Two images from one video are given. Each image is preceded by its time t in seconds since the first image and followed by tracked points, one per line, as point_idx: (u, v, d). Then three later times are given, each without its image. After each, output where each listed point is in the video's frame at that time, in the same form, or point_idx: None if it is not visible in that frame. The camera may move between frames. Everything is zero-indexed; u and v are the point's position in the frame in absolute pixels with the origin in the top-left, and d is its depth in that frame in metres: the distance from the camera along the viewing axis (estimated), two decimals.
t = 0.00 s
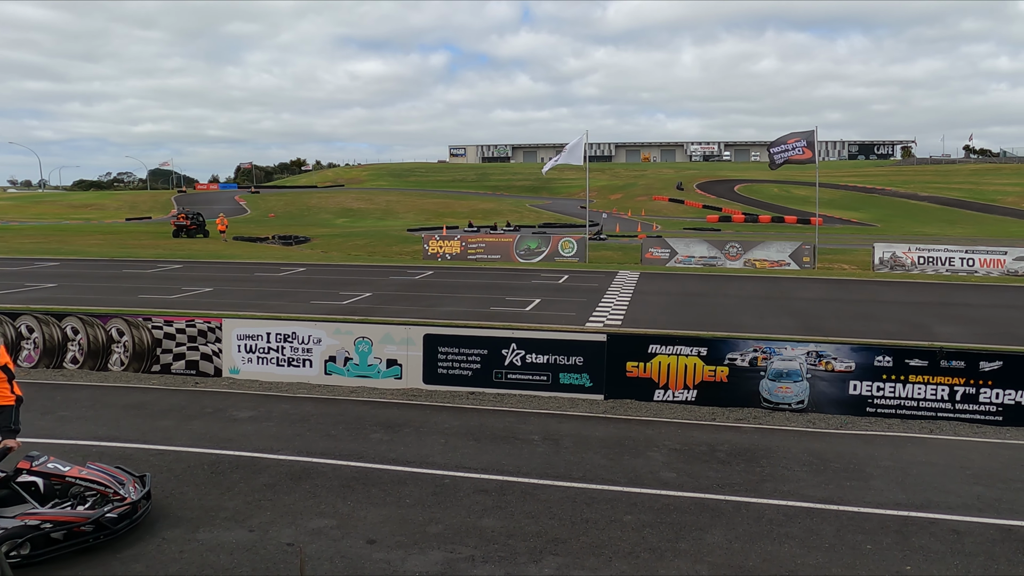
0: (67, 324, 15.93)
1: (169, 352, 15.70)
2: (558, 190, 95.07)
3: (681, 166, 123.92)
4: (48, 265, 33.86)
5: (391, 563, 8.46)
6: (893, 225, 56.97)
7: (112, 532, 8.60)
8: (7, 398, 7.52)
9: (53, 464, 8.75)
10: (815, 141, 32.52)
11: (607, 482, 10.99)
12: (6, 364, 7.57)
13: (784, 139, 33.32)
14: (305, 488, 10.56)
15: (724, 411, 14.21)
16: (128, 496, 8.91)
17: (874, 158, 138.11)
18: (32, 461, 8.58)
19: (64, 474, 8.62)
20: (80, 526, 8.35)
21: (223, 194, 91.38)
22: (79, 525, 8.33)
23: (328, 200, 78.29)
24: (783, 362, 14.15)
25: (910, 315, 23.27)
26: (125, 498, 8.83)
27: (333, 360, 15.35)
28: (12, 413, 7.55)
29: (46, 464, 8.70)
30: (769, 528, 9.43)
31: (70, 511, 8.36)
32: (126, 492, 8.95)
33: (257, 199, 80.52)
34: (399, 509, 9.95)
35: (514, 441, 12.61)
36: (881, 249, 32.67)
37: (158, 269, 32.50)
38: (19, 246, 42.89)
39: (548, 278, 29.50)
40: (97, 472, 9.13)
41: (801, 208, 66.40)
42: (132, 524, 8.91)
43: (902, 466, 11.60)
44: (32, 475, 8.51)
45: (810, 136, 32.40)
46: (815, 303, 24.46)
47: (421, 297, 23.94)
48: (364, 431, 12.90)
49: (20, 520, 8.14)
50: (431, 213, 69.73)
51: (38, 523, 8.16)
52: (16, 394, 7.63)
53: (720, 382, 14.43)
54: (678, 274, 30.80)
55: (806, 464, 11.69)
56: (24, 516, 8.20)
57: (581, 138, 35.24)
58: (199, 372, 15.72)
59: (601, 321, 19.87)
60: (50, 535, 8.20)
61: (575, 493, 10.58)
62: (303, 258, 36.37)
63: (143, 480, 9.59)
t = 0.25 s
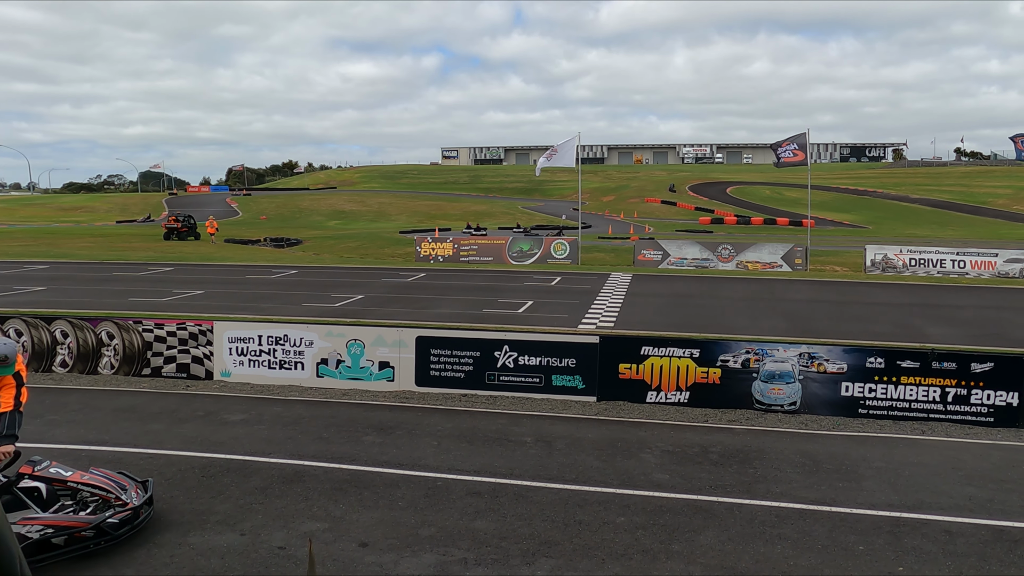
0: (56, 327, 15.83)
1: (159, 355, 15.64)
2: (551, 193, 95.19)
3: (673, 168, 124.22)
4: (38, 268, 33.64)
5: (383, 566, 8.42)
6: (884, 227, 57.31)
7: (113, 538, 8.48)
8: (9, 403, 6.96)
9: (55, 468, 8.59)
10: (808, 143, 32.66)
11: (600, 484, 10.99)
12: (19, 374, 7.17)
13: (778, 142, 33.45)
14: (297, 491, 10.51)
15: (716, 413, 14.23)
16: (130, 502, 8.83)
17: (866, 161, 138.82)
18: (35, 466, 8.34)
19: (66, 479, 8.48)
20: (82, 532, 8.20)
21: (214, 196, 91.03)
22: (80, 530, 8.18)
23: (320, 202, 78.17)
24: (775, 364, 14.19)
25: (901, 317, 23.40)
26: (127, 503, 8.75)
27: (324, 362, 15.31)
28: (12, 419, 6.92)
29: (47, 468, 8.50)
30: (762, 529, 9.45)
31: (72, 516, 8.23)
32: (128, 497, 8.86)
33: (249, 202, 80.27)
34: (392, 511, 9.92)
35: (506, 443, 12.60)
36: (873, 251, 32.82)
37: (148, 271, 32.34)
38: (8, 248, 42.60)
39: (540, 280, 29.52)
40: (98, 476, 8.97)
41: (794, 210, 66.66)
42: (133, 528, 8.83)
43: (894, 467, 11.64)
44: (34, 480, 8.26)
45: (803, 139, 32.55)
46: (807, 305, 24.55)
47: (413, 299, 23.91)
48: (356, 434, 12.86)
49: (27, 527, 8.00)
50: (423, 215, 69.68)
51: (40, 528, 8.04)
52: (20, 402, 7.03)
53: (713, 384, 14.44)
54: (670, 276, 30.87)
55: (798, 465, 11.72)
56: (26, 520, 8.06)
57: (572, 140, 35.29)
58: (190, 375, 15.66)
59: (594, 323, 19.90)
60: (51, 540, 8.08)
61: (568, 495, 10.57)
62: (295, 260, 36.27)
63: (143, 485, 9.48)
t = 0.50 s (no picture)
0: (56, 331, 15.85)
1: (158, 358, 15.65)
2: (548, 195, 95.32)
3: (670, 170, 124.46)
4: (36, 271, 33.68)
5: (380, 569, 8.41)
6: (881, 229, 57.36)
7: (137, 549, 7.92)
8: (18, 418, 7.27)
9: (86, 474, 8.07)
10: (804, 145, 32.75)
11: (597, 486, 10.99)
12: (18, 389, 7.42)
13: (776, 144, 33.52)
14: (295, 494, 10.49)
15: (714, 415, 14.23)
16: (157, 510, 8.22)
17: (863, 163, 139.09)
18: (65, 472, 7.86)
19: (93, 487, 7.93)
20: (105, 541, 7.72)
21: (212, 199, 91.05)
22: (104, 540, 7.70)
23: (317, 205, 78.25)
24: (772, 366, 14.21)
25: (898, 318, 23.43)
26: (153, 512, 8.12)
27: (322, 365, 15.30)
28: (24, 431, 7.24)
29: (78, 474, 8.00)
30: (760, 531, 9.45)
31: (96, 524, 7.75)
32: (155, 506, 8.24)
33: (247, 204, 80.34)
34: (389, 514, 9.90)
35: (504, 446, 12.59)
36: (870, 253, 32.88)
37: (147, 274, 32.39)
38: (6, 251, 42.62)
39: (538, 282, 29.56)
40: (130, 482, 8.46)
41: (791, 212, 66.77)
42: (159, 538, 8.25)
43: (892, 468, 11.66)
44: (64, 487, 7.83)
45: (799, 141, 32.63)
46: (804, 307, 24.60)
47: (410, 301, 23.93)
48: (353, 436, 12.85)
49: (49, 535, 7.62)
50: (421, 218, 69.76)
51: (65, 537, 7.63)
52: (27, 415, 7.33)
53: (710, 386, 14.45)
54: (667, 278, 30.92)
55: (796, 467, 11.73)
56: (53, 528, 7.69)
57: (569, 142, 35.36)
58: (188, 378, 15.66)
59: (591, 325, 19.92)
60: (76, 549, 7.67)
61: (566, 497, 10.57)
62: (292, 262, 36.30)
63: (173, 493, 8.98)
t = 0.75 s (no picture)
0: (56, 330, 15.86)
1: (157, 358, 15.65)
2: (546, 194, 95.40)
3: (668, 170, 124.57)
4: (35, 271, 33.67)
5: (380, 568, 8.42)
6: (879, 228, 57.42)
7: (158, 558, 7.54)
8: (41, 422, 7.14)
9: (115, 479, 7.79)
10: (802, 144, 32.79)
11: (596, 485, 11.00)
12: (35, 395, 7.27)
13: (774, 141, 33.55)
14: (294, 494, 10.50)
15: (712, 414, 14.26)
16: (181, 519, 7.88)
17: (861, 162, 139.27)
18: (93, 476, 7.57)
19: (120, 492, 7.64)
20: (126, 550, 7.36)
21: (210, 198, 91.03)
22: (124, 549, 7.34)
23: (316, 204, 78.26)
24: (770, 365, 14.23)
25: (896, 317, 23.47)
26: (177, 520, 7.78)
27: (320, 364, 15.32)
28: (51, 434, 7.13)
29: (107, 478, 7.73)
30: (759, 530, 9.47)
31: (117, 532, 7.39)
32: (180, 514, 7.90)
33: (246, 204, 80.34)
34: (389, 514, 9.92)
35: (502, 445, 12.61)
36: (868, 252, 32.94)
37: (145, 274, 32.39)
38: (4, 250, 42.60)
39: (536, 281, 29.59)
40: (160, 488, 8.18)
41: (789, 211, 66.84)
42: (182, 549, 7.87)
43: (891, 467, 11.68)
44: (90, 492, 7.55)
45: (797, 140, 32.69)
46: (802, 306, 24.64)
47: (408, 301, 23.95)
48: (352, 436, 12.86)
49: (72, 542, 7.28)
50: (418, 217, 69.71)
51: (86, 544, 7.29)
52: (50, 419, 7.20)
53: (708, 385, 14.47)
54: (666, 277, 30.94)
55: (794, 466, 11.76)
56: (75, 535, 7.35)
57: (567, 141, 35.36)
58: (187, 377, 15.67)
59: (589, 324, 19.95)
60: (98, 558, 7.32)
61: (565, 497, 10.58)
62: (290, 262, 36.30)
63: (201, 499, 8.66)
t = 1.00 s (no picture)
0: (51, 331, 15.78)
1: (152, 358, 15.62)
2: (541, 194, 95.51)
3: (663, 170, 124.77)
4: (29, 271, 33.60)
5: (375, 569, 8.41)
6: (874, 228, 57.59)
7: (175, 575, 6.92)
8: (70, 425, 6.86)
9: (139, 488, 7.29)
10: (796, 145, 32.88)
11: (592, 486, 11.02)
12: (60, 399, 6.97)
13: (768, 143, 33.61)
14: (290, 495, 10.48)
15: (707, 414, 14.28)
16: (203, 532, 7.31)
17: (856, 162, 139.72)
18: (117, 484, 7.10)
19: (142, 503, 7.13)
20: (143, 564, 6.79)
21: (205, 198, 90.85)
22: (141, 563, 6.77)
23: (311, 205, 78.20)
24: (766, 365, 14.25)
25: (891, 317, 23.54)
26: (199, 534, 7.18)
27: (315, 365, 15.31)
28: (81, 438, 6.87)
29: (132, 487, 7.26)
30: (754, 530, 9.50)
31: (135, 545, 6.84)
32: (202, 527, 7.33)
33: (241, 204, 80.26)
34: (385, 515, 9.91)
35: (498, 445, 12.62)
36: (863, 252, 33.05)
37: (140, 274, 32.33)
38: None
39: (531, 281, 29.62)
40: (186, 498, 7.66)
41: (784, 211, 67.03)
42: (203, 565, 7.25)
43: (886, 467, 11.72)
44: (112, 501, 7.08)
45: (791, 141, 32.78)
46: (797, 306, 24.72)
47: (403, 301, 23.94)
48: (348, 437, 12.86)
49: (91, 554, 6.71)
50: (413, 217, 69.70)
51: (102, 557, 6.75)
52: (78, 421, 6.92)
53: (703, 385, 14.50)
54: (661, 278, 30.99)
55: (790, 466, 11.79)
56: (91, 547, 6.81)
57: (562, 142, 35.38)
58: (183, 378, 15.65)
59: (584, 324, 19.97)
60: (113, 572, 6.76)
61: (560, 497, 10.60)
62: (286, 262, 36.26)
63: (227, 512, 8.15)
